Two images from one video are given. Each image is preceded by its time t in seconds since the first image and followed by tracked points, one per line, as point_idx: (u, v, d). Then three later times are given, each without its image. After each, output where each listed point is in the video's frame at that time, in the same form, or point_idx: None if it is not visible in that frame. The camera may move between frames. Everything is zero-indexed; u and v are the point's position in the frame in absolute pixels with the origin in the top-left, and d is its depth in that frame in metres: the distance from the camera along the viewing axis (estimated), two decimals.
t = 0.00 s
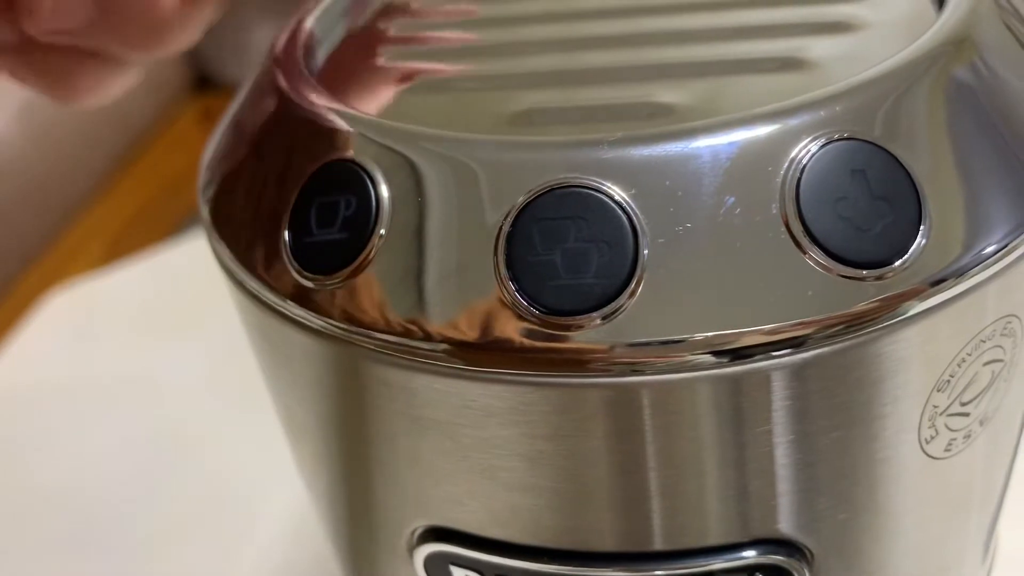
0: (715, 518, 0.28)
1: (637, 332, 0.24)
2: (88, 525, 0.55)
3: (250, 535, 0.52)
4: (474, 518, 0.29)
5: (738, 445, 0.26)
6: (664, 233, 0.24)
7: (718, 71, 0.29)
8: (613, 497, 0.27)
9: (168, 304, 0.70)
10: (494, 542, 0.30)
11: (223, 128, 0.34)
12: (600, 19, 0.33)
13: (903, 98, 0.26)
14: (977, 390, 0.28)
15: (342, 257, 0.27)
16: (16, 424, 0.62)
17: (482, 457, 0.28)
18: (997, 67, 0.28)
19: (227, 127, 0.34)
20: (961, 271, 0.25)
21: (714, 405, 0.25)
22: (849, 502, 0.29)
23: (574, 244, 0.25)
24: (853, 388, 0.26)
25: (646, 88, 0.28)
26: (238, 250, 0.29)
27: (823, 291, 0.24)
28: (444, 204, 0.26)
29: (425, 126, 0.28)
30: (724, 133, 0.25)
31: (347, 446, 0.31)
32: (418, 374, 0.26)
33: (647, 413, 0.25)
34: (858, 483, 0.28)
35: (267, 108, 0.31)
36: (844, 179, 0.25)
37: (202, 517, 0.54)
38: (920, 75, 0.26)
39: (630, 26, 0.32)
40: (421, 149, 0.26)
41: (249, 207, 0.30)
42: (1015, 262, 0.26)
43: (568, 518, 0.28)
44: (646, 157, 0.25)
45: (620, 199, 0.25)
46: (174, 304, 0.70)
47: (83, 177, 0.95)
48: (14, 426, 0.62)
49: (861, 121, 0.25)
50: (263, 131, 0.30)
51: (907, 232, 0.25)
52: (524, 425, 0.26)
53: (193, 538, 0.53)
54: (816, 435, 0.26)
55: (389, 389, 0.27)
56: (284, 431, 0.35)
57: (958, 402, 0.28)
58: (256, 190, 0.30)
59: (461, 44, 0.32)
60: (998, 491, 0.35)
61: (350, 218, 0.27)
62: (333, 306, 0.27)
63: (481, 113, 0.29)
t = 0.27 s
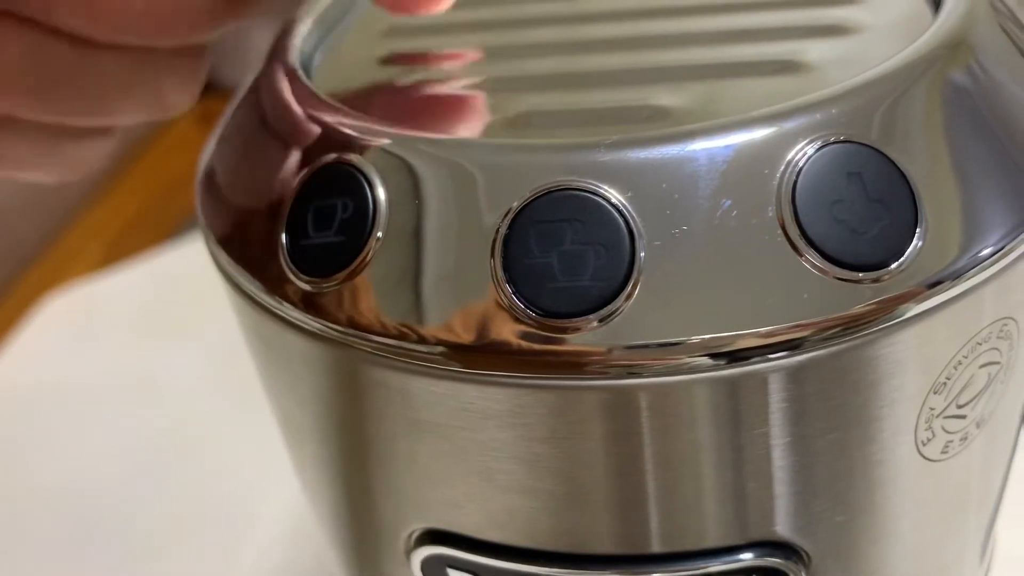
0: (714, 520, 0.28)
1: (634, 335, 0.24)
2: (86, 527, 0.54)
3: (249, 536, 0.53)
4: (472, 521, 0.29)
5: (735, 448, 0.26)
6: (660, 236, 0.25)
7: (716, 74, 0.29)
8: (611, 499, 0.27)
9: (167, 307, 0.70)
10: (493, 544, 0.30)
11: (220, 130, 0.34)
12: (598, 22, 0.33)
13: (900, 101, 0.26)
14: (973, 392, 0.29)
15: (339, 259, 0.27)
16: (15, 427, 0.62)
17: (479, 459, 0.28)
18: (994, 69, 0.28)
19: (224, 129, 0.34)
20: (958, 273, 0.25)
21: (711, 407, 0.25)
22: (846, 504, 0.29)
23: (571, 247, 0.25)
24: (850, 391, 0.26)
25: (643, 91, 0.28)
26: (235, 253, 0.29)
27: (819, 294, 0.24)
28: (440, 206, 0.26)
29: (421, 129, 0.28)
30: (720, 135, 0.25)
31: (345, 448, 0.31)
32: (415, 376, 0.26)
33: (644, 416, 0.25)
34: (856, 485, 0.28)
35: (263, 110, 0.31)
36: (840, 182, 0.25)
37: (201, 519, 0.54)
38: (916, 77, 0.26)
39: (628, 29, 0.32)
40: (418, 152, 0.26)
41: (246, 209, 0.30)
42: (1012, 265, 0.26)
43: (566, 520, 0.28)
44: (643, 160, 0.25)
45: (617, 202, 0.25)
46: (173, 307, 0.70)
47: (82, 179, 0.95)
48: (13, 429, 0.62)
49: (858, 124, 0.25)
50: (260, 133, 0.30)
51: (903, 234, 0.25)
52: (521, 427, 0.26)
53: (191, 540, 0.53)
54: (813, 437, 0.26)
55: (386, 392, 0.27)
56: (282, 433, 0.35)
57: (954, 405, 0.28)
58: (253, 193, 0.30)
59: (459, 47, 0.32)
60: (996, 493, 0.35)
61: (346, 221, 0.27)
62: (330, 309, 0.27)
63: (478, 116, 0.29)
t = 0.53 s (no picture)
0: (705, 534, 0.27)
1: (623, 347, 0.24)
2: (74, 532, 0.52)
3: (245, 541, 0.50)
4: (460, 535, 0.29)
5: (726, 462, 0.26)
6: (649, 247, 0.24)
7: (707, 83, 0.28)
8: (601, 513, 0.27)
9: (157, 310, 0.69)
10: (481, 558, 0.29)
11: (208, 139, 0.34)
12: (589, 31, 0.32)
13: (892, 111, 0.26)
14: (966, 404, 0.28)
15: (325, 270, 0.26)
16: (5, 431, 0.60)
17: (467, 473, 0.27)
18: (987, 79, 0.28)
19: (211, 138, 0.34)
20: (951, 284, 0.25)
21: (701, 421, 0.25)
22: (839, 517, 0.28)
23: (559, 258, 0.24)
24: (842, 404, 0.25)
25: (634, 100, 0.28)
26: (222, 264, 0.29)
27: (809, 306, 0.24)
28: (428, 216, 0.25)
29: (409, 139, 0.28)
30: (710, 145, 0.25)
31: (333, 460, 0.30)
32: (403, 389, 0.26)
33: (634, 429, 0.25)
34: (849, 499, 0.28)
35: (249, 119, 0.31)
36: (830, 193, 0.24)
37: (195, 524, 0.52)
38: (908, 86, 0.26)
39: (619, 37, 0.32)
40: (406, 162, 0.26)
41: (232, 219, 0.29)
42: (1005, 276, 0.26)
43: (555, 534, 0.28)
44: (632, 170, 0.25)
45: (605, 213, 0.24)
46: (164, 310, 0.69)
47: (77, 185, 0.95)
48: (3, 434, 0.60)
49: (849, 134, 0.25)
50: (247, 142, 0.30)
51: (895, 246, 0.24)
52: (510, 440, 0.26)
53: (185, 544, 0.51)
54: (805, 450, 0.26)
55: (372, 405, 0.27)
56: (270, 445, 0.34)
57: (947, 417, 0.28)
58: (239, 202, 0.29)
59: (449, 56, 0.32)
60: (990, 505, 0.34)
61: (332, 231, 0.26)
62: (316, 321, 0.26)
63: (467, 125, 0.28)
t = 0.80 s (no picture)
0: (699, 548, 0.27)
1: (616, 361, 0.23)
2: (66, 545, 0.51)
3: (240, 556, 0.49)
4: (452, 549, 0.29)
5: (720, 476, 0.25)
6: (641, 259, 0.24)
7: (700, 94, 0.28)
8: (593, 528, 0.27)
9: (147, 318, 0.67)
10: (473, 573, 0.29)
11: (198, 150, 0.34)
12: (582, 41, 0.32)
13: (886, 122, 0.25)
14: (961, 417, 0.28)
15: (315, 282, 0.26)
16: None
17: (458, 487, 0.27)
18: (981, 89, 0.28)
19: (202, 149, 0.33)
20: (946, 296, 0.25)
21: (695, 435, 0.24)
22: (834, 531, 0.28)
23: (550, 271, 0.24)
24: (836, 417, 0.25)
25: (627, 111, 0.28)
26: (211, 276, 0.29)
27: (803, 319, 0.23)
28: (418, 227, 0.25)
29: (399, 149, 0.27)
30: (702, 157, 0.24)
31: (323, 474, 0.30)
32: (393, 403, 0.25)
33: (627, 444, 0.24)
34: (845, 512, 0.28)
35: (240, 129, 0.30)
36: (823, 205, 0.24)
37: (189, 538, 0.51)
38: (902, 97, 0.26)
39: (613, 47, 0.31)
40: (396, 173, 0.26)
41: (222, 231, 0.29)
42: (1000, 288, 0.26)
43: (548, 549, 0.27)
44: (624, 182, 0.24)
45: (596, 225, 0.24)
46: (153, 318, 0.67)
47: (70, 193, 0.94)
48: None
49: (843, 146, 0.25)
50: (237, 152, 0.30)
51: (889, 258, 0.24)
52: (501, 454, 0.25)
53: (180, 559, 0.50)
54: (800, 464, 0.26)
55: (362, 419, 0.27)
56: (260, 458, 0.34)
57: (942, 430, 0.28)
58: (229, 214, 0.29)
59: (441, 66, 0.32)
60: (986, 516, 0.34)
61: (322, 243, 0.26)
62: (305, 334, 0.26)
63: (458, 136, 0.28)
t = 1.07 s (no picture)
0: (693, 566, 0.27)
1: (608, 378, 0.23)
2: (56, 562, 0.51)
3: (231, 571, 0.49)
4: (444, 567, 0.29)
5: (713, 494, 0.25)
6: (632, 276, 0.24)
7: (692, 111, 0.28)
8: (586, 546, 0.26)
9: (137, 333, 0.67)
10: None
11: (190, 165, 0.34)
12: (575, 57, 0.32)
13: (876, 139, 0.25)
14: (953, 433, 0.28)
15: (307, 299, 0.26)
16: None
17: (450, 505, 0.27)
18: (971, 106, 0.28)
19: (194, 164, 0.33)
20: (937, 311, 0.25)
21: (687, 452, 0.24)
22: (828, 548, 0.28)
23: (541, 287, 0.24)
24: (829, 434, 0.25)
25: (618, 128, 0.28)
26: (202, 293, 0.29)
27: (794, 336, 0.23)
28: (410, 244, 0.25)
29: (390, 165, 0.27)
30: (693, 173, 0.24)
31: (314, 491, 0.30)
32: (385, 421, 0.25)
33: (620, 462, 0.24)
34: (838, 529, 0.28)
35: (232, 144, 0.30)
36: (814, 221, 0.24)
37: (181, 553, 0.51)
38: (892, 113, 0.26)
39: (605, 64, 0.32)
40: (388, 190, 0.26)
41: (213, 247, 0.29)
42: (992, 304, 0.26)
43: (540, 566, 0.27)
44: (614, 198, 0.24)
45: (587, 242, 0.24)
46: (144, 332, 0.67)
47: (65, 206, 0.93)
48: None
49: (833, 162, 0.25)
50: (229, 168, 0.30)
51: (880, 274, 0.24)
52: (493, 472, 0.25)
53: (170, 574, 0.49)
54: (793, 481, 0.26)
55: (354, 436, 0.26)
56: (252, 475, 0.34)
57: (934, 446, 0.28)
58: (220, 229, 0.29)
59: (433, 83, 0.32)
60: (980, 532, 0.34)
61: (313, 259, 0.26)
62: (297, 351, 0.26)
63: (450, 152, 0.28)
